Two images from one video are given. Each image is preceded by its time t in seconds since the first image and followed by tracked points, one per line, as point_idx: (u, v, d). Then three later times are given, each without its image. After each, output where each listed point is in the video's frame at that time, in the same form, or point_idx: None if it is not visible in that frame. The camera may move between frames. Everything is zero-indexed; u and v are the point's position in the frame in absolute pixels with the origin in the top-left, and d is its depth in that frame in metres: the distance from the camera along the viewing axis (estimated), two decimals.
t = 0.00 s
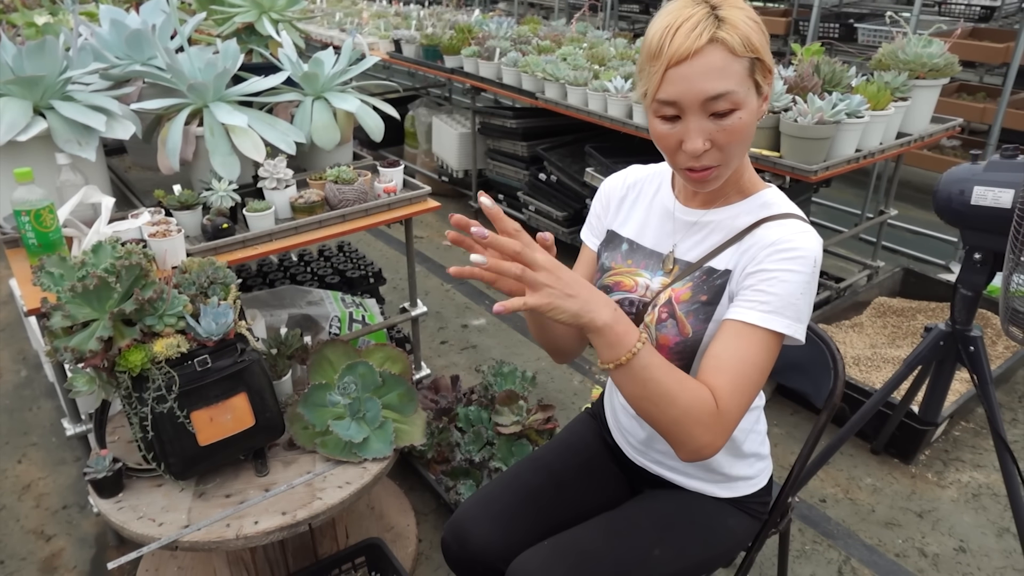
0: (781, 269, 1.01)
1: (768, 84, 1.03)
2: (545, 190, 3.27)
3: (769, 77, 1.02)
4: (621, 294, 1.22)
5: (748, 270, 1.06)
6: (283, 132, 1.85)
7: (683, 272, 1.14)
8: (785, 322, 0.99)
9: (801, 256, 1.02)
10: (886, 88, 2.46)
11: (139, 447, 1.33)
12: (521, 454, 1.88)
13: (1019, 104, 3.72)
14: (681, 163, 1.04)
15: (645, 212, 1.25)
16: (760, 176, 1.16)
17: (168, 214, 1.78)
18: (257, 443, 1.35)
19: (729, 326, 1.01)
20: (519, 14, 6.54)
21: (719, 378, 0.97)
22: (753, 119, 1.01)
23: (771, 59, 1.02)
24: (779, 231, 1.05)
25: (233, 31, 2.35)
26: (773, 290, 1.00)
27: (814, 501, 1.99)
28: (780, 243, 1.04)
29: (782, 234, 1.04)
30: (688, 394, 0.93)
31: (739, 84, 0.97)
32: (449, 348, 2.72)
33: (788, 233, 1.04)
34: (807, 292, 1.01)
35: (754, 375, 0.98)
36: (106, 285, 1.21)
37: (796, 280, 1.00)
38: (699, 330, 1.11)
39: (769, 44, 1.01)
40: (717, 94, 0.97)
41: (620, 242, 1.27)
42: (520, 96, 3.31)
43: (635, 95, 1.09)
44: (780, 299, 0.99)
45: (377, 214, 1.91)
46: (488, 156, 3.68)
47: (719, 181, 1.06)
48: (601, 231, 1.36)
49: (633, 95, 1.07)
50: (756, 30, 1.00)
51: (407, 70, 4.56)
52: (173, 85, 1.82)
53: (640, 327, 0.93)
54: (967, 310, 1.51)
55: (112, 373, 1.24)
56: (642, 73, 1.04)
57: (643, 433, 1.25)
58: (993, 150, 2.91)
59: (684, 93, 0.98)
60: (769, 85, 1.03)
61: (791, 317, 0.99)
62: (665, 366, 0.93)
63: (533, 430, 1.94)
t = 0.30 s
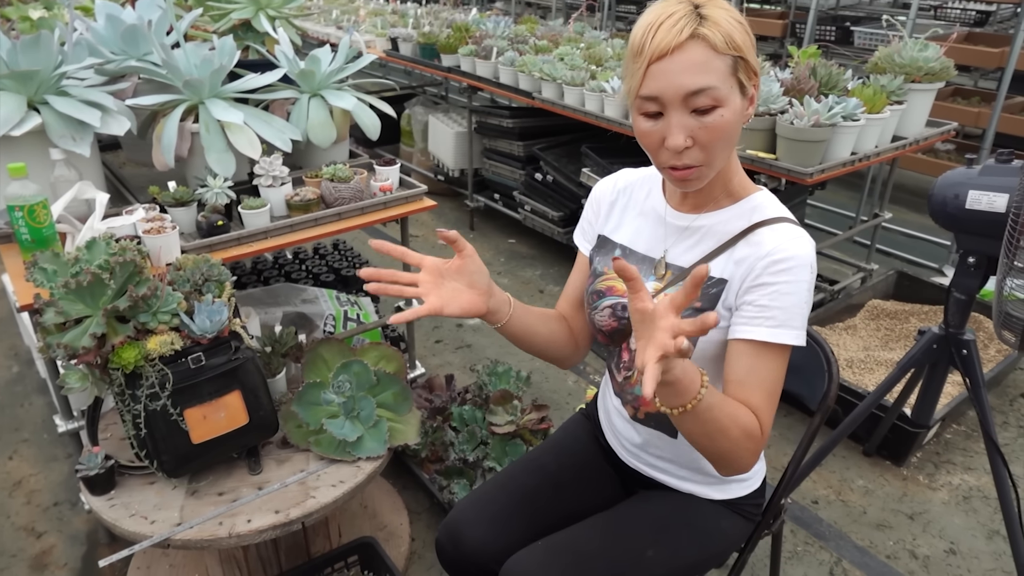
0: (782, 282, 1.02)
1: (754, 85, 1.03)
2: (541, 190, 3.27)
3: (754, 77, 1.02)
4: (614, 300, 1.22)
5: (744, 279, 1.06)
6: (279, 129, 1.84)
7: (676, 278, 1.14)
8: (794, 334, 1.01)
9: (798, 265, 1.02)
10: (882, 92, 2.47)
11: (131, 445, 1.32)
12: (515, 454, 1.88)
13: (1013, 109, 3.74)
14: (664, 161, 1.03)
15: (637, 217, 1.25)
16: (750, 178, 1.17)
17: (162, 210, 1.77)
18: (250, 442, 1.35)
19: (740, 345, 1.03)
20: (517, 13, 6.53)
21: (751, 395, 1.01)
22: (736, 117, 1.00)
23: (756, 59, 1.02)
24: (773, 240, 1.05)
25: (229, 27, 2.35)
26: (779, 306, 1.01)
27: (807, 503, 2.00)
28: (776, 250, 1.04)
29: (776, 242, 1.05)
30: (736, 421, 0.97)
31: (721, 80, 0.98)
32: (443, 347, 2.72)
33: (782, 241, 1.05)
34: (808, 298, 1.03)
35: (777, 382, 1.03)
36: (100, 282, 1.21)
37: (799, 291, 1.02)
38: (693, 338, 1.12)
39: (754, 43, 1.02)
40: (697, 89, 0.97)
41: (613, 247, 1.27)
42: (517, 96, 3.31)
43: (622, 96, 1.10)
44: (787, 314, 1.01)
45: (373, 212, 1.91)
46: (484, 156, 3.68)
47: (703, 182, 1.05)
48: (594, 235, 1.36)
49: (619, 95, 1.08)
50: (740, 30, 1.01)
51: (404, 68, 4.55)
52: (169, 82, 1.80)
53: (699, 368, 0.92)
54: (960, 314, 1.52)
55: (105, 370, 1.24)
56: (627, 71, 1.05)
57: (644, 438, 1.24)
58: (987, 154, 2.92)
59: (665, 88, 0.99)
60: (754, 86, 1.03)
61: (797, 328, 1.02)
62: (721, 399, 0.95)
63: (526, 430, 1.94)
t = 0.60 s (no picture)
0: (779, 291, 1.03)
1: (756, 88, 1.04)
2: (537, 188, 3.27)
3: (757, 79, 1.03)
4: (609, 302, 1.22)
5: (740, 285, 1.07)
6: (274, 124, 1.83)
7: (672, 281, 1.14)
8: (790, 341, 1.04)
9: (795, 273, 1.03)
10: (878, 94, 2.47)
11: (123, 441, 1.32)
12: (509, 452, 1.88)
13: (1007, 112, 3.76)
14: (667, 163, 1.03)
15: (633, 219, 1.25)
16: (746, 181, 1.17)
17: (156, 205, 1.76)
18: (243, 438, 1.35)
19: (737, 353, 1.06)
20: (513, 11, 6.52)
21: (747, 396, 1.05)
22: (740, 119, 1.01)
23: (759, 62, 1.03)
24: (770, 246, 1.05)
25: (225, 22, 2.34)
26: (775, 314, 1.03)
27: (799, 503, 2.01)
28: (772, 257, 1.04)
29: (772, 248, 1.05)
30: (729, 430, 1.03)
31: (726, 82, 0.98)
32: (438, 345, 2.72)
33: (779, 247, 1.05)
34: (803, 304, 1.05)
35: (774, 383, 1.06)
36: (93, 277, 1.20)
37: (796, 300, 1.03)
38: (688, 341, 1.12)
39: (757, 46, 1.02)
40: (703, 90, 0.97)
41: (608, 249, 1.27)
42: (513, 94, 3.30)
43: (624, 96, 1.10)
44: (784, 322, 1.03)
45: (368, 208, 1.90)
46: (480, 153, 3.67)
47: (705, 185, 1.05)
48: (589, 237, 1.36)
49: (622, 94, 1.07)
50: (745, 32, 1.01)
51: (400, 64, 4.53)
52: (164, 75, 1.79)
53: (681, 393, 1.01)
54: (954, 316, 1.51)
55: (98, 365, 1.23)
56: (631, 71, 1.05)
57: (645, 444, 1.24)
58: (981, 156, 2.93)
59: (670, 89, 0.99)
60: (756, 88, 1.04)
61: (793, 335, 1.04)
62: (710, 413, 1.02)
63: (520, 428, 1.94)
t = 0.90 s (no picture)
0: (772, 294, 1.03)
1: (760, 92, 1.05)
2: (531, 187, 3.27)
3: (762, 84, 1.04)
4: (602, 302, 1.23)
5: (733, 287, 1.07)
6: (268, 121, 1.83)
7: (665, 282, 1.14)
8: (781, 343, 1.04)
9: (788, 277, 1.03)
10: (871, 96, 2.48)
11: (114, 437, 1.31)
12: (501, 451, 1.88)
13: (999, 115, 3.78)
14: (666, 158, 1.04)
15: (626, 219, 1.25)
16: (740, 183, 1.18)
17: (149, 200, 1.76)
18: (236, 436, 1.34)
19: (728, 354, 1.07)
20: (509, 10, 6.52)
21: (738, 398, 1.06)
22: (742, 122, 1.01)
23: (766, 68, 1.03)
24: (763, 249, 1.06)
25: (218, 17, 2.34)
26: (767, 317, 1.04)
27: (790, 502, 2.02)
28: (764, 260, 1.05)
29: (764, 251, 1.05)
30: (719, 432, 1.04)
31: (734, 83, 0.98)
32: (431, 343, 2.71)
33: (771, 250, 1.05)
34: (795, 307, 1.06)
35: (764, 384, 1.07)
36: (85, 273, 1.19)
37: (788, 303, 1.04)
38: (681, 342, 1.13)
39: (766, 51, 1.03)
40: (711, 89, 0.98)
41: (601, 249, 1.27)
42: (508, 92, 3.30)
43: (629, 87, 1.09)
44: (776, 325, 1.04)
45: (362, 206, 1.90)
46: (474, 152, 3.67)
47: (701, 183, 1.06)
48: (584, 236, 1.36)
49: (628, 84, 1.07)
50: (756, 36, 1.02)
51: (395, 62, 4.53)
52: (158, 71, 1.78)
53: (671, 401, 1.01)
54: (944, 318, 1.53)
55: (89, 362, 1.22)
56: (640, 62, 1.05)
57: (640, 449, 1.24)
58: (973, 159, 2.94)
59: (678, 84, 0.99)
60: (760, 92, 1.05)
61: (784, 338, 1.05)
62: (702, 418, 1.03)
63: (513, 426, 1.95)
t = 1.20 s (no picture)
0: (766, 296, 1.04)
1: (755, 90, 1.05)
2: (525, 186, 3.27)
3: (757, 82, 1.03)
4: (597, 302, 1.23)
5: (727, 288, 1.07)
6: (262, 119, 1.81)
7: (659, 283, 1.15)
8: (775, 346, 1.05)
9: (782, 280, 1.04)
10: (866, 97, 2.49)
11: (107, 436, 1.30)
12: (496, 450, 1.88)
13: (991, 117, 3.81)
14: (652, 142, 1.04)
15: (621, 219, 1.26)
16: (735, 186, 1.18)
17: (142, 198, 1.75)
18: (230, 434, 1.34)
19: (722, 355, 1.07)
20: (504, 8, 6.52)
21: (733, 399, 1.06)
22: (731, 113, 1.01)
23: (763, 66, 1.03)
24: (757, 251, 1.06)
25: (212, 14, 2.32)
26: (761, 319, 1.04)
27: (784, 502, 2.03)
28: (759, 262, 1.05)
29: (759, 253, 1.06)
30: (715, 431, 1.04)
31: (723, 70, 0.99)
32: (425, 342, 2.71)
33: (765, 253, 1.05)
34: (789, 309, 1.06)
35: (760, 384, 1.07)
36: (79, 270, 1.18)
37: (782, 305, 1.04)
38: (675, 343, 1.13)
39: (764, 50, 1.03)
40: (699, 73, 0.98)
41: (596, 249, 1.27)
42: (503, 91, 3.29)
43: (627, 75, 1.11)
44: (770, 328, 1.04)
45: (357, 205, 1.90)
46: (469, 150, 3.67)
47: (687, 173, 1.05)
48: (579, 236, 1.36)
49: (625, 71, 1.10)
50: (755, 32, 1.02)
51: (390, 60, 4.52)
52: (151, 68, 1.77)
53: (670, 399, 1.02)
54: (938, 318, 1.54)
55: (82, 360, 1.22)
56: (637, 49, 1.07)
57: (639, 451, 1.24)
58: (966, 161, 2.96)
59: (667, 66, 1.00)
60: (755, 90, 1.05)
61: (778, 340, 1.05)
62: (697, 417, 1.03)
63: (507, 426, 1.95)
